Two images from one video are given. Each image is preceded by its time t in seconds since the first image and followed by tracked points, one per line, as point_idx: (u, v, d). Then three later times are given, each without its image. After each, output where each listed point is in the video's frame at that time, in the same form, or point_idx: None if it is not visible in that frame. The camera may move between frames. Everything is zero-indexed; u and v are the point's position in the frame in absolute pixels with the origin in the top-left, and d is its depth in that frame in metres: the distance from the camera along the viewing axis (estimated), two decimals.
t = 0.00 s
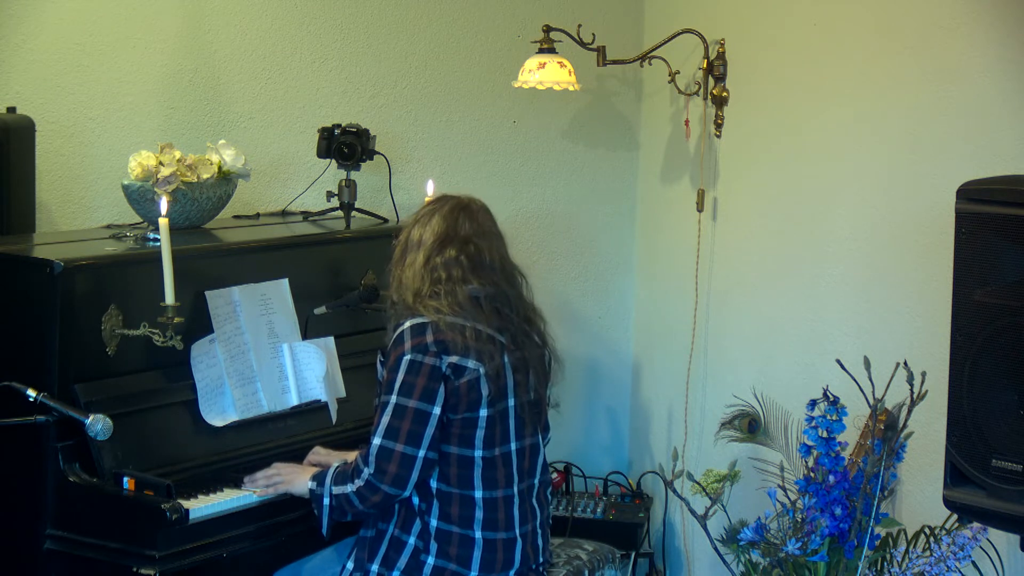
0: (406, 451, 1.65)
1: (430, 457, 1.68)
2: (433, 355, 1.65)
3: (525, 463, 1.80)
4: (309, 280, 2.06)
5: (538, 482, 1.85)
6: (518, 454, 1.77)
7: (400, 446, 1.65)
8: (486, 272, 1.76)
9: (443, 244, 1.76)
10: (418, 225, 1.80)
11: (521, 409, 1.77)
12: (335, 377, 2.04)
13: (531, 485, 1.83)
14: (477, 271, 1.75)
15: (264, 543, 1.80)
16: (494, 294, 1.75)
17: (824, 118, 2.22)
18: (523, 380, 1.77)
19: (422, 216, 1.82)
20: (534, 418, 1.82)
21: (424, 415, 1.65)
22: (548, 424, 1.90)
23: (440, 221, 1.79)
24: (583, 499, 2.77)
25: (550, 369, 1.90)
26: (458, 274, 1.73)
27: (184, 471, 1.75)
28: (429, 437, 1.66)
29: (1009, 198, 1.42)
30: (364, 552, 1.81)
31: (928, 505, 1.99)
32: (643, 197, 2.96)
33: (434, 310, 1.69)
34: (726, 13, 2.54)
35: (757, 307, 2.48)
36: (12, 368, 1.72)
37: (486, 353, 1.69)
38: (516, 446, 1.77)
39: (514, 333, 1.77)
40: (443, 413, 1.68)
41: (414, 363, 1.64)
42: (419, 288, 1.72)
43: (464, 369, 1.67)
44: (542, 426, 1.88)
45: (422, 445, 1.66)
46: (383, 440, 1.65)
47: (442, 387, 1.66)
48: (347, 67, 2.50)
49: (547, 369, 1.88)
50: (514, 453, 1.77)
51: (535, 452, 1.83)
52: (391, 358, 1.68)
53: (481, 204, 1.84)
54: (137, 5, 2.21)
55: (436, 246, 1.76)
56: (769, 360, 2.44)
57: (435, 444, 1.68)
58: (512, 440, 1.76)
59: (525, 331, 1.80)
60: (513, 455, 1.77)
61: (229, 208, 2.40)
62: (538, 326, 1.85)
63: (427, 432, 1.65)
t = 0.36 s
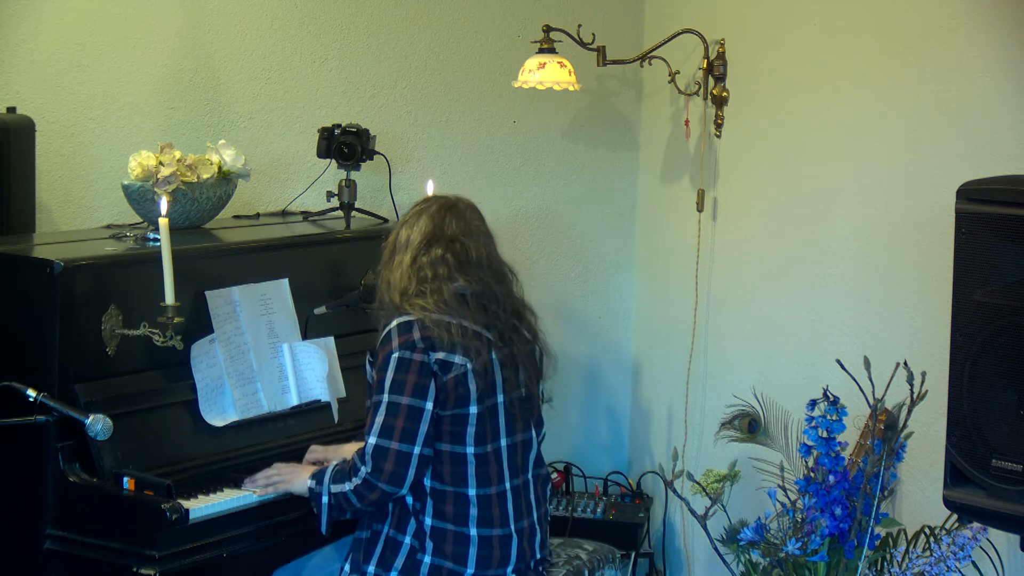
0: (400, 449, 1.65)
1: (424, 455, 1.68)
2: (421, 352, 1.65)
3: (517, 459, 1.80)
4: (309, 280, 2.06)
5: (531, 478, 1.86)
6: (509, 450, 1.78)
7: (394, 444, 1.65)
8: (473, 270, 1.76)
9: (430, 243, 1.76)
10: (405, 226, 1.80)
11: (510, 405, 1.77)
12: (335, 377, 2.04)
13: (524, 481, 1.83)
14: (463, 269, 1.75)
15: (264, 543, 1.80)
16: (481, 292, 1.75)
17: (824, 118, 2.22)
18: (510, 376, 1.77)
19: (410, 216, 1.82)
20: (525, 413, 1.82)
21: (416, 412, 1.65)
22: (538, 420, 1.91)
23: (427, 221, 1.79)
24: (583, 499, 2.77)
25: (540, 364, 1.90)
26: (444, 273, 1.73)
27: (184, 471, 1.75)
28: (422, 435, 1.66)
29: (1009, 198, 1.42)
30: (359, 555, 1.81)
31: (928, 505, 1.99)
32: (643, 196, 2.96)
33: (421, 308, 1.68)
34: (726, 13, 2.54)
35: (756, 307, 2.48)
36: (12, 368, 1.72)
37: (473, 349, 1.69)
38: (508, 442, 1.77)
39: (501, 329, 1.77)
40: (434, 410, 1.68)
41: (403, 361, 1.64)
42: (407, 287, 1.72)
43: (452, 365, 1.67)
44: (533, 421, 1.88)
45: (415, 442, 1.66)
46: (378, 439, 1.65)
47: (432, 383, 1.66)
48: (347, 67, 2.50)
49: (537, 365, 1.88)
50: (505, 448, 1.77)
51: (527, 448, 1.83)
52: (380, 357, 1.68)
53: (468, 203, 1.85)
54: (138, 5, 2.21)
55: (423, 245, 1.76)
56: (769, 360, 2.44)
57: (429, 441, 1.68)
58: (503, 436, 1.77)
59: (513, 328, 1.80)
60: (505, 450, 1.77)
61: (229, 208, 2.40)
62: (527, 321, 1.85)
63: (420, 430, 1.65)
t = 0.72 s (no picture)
0: (403, 450, 1.65)
1: (427, 456, 1.68)
2: (426, 353, 1.65)
3: (520, 460, 1.80)
4: (309, 280, 2.06)
5: (534, 479, 1.86)
6: (512, 451, 1.78)
7: (398, 445, 1.64)
8: (475, 271, 1.76)
9: (432, 244, 1.77)
10: (407, 229, 1.81)
11: (514, 406, 1.78)
12: (335, 377, 2.04)
13: (527, 482, 1.83)
14: (466, 269, 1.76)
15: (264, 543, 1.80)
16: (484, 292, 1.75)
17: (824, 118, 2.22)
18: (514, 376, 1.78)
19: (411, 220, 1.83)
20: (527, 415, 1.82)
21: (421, 413, 1.65)
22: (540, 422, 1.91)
23: (429, 223, 1.80)
24: (583, 499, 2.77)
25: (542, 366, 1.91)
26: (447, 273, 1.74)
27: (184, 471, 1.75)
28: (426, 436, 1.66)
29: (1009, 198, 1.42)
30: (359, 555, 1.80)
31: (928, 505, 1.99)
32: (643, 196, 2.96)
33: (425, 309, 1.68)
34: (726, 13, 2.54)
35: (757, 307, 2.48)
36: (13, 368, 1.72)
37: (478, 350, 1.69)
38: (510, 443, 1.77)
39: (505, 330, 1.77)
40: (438, 410, 1.69)
41: (408, 362, 1.64)
42: (410, 288, 1.72)
43: (457, 365, 1.67)
44: (536, 423, 1.88)
45: (419, 444, 1.66)
46: (381, 440, 1.64)
47: (436, 384, 1.66)
48: (347, 67, 2.50)
49: (539, 366, 1.88)
50: (508, 449, 1.77)
51: (529, 449, 1.83)
52: (385, 358, 1.68)
53: (468, 206, 1.86)
54: (138, 5, 2.21)
55: (425, 246, 1.77)
56: (769, 360, 2.44)
57: (432, 443, 1.68)
58: (506, 437, 1.77)
59: (516, 329, 1.80)
60: (508, 451, 1.77)
61: (229, 208, 2.40)
62: (529, 323, 1.86)
63: (423, 431, 1.65)
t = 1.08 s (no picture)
0: (404, 452, 1.65)
1: (428, 458, 1.68)
2: (429, 355, 1.65)
3: (521, 463, 1.80)
4: (309, 280, 2.06)
5: (536, 482, 1.86)
6: (513, 454, 1.78)
7: (398, 447, 1.65)
8: (483, 272, 1.76)
9: (442, 243, 1.77)
10: (417, 227, 1.81)
11: (517, 409, 1.77)
12: (335, 377, 2.04)
13: (529, 484, 1.83)
14: (474, 270, 1.76)
15: (265, 543, 1.80)
16: (489, 294, 1.75)
17: (823, 118, 2.22)
18: (518, 380, 1.77)
19: (423, 216, 1.83)
20: (529, 418, 1.82)
21: (422, 415, 1.65)
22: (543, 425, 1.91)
23: (439, 221, 1.80)
24: (583, 499, 2.77)
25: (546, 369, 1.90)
26: (454, 274, 1.74)
27: (184, 470, 1.75)
28: (427, 438, 1.66)
29: (1009, 199, 1.42)
30: (359, 554, 1.79)
31: (928, 505, 1.99)
32: (643, 196, 2.96)
33: (430, 310, 1.69)
34: (726, 13, 2.54)
35: (757, 307, 2.48)
36: (13, 368, 1.72)
37: (482, 353, 1.68)
38: (512, 446, 1.77)
39: (510, 333, 1.76)
40: (440, 413, 1.69)
41: (411, 364, 1.64)
42: (417, 287, 1.73)
43: (460, 369, 1.67)
44: (538, 426, 1.88)
45: (420, 445, 1.66)
46: (382, 441, 1.64)
47: (439, 387, 1.66)
48: (347, 67, 2.50)
49: (543, 369, 1.88)
50: (510, 452, 1.77)
51: (531, 452, 1.83)
52: (388, 359, 1.68)
53: (481, 205, 1.85)
54: (138, 5, 2.21)
55: (435, 245, 1.76)
56: (769, 360, 2.44)
57: (433, 445, 1.68)
58: (508, 440, 1.77)
59: (521, 332, 1.80)
60: (510, 454, 1.77)
61: (229, 208, 2.40)
62: (535, 327, 1.86)
63: (424, 433, 1.65)
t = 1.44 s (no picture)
0: (404, 453, 1.65)
1: (429, 459, 1.68)
2: (431, 356, 1.65)
3: (522, 463, 1.80)
4: (309, 280, 2.06)
5: (536, 482, 1.86)
6: (514, 454, 1.78)
7: (398, 447, 1.65)
8: (479, 266, 1.79)
9: (436, 238, 1.79)
10: (404, 227, 1.82)
11: (517, 409, 1.77)
12: (335, 377, 2.05)
13: (529, 484, 1.83)
14: (471, 264, 1.79)
15: (265, 542, 1.80)
16: (488, 289, 1.77)
17: (823, 118, 2.22)
18: (518, 379, 1.77)
19: (403, 221, 1.84)
20: (529, 418, 1.82)
21: (423, 417, 1.65)
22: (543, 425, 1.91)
23: (426, 218, 1.82)
24: (583, 499, 2.77)
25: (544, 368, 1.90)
26: (454, 268, 1.76)
27: (184, 470, 1.75)
28: (427, 439, 1.66)
29: (1010, 199, 1.42)
30: (359, 555, 1.80)
31: (929, 504, 1.99)
32: (643, 196, 2.96)
33: (433, 310, 1.69)
34: (726, 13, 2.54)
35: (757, 307, 2.48)
36: (12, 368, 1.72)
37: (483, 352, 1.69)
38: (512, 446, 1.77)
39: (507, 332, 1.76)
40: (442, 414, 1.69)
41: (412, 365, 1.64)
42: (418, 284, 1.74)
43: (462, 369, 1.68)
44: (538, 426, 1.88)
45: (420, 447, 1.66)
46: (382, 442, 1.64)
47: (440, 388, 1.66)
48: (347, 67, 2.50)
49: (541, 369, 1.88)
50: (510, 452, 1.77)
51: (531, 452, 1.83)
52: (389, 360, 1.67)
53: (457, 201, 1.89)
54: (138, 5, 2.20)
55: (430, 240, 1.78)
56: (769, 360, 2.44)
57: (434, 446, 1.68)
58: (509, 440, 1.77)
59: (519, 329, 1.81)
60: (510, 454, 1.77)
61: (229, 207, 2.40)
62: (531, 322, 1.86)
63: (425, 434, 1.65)
